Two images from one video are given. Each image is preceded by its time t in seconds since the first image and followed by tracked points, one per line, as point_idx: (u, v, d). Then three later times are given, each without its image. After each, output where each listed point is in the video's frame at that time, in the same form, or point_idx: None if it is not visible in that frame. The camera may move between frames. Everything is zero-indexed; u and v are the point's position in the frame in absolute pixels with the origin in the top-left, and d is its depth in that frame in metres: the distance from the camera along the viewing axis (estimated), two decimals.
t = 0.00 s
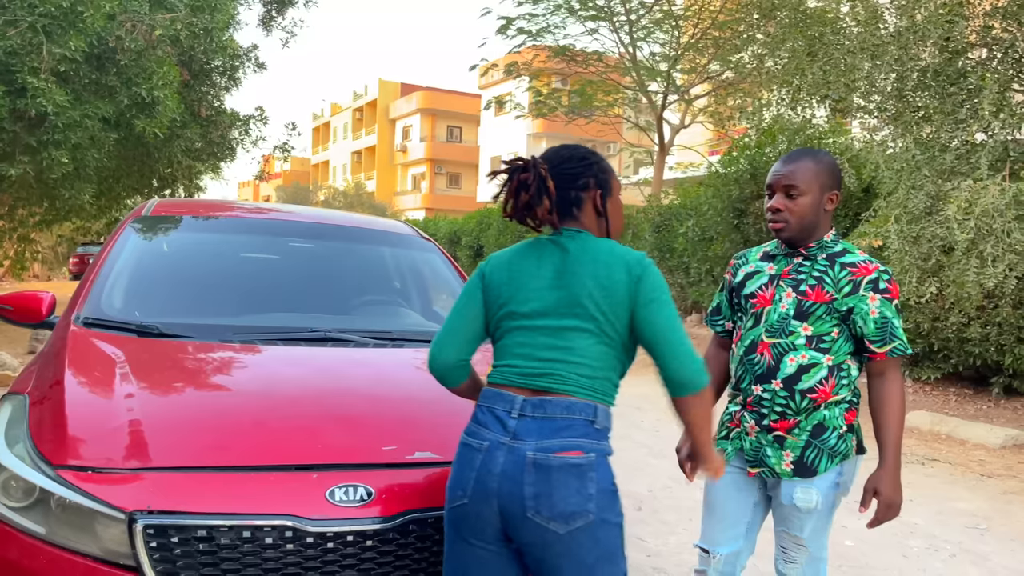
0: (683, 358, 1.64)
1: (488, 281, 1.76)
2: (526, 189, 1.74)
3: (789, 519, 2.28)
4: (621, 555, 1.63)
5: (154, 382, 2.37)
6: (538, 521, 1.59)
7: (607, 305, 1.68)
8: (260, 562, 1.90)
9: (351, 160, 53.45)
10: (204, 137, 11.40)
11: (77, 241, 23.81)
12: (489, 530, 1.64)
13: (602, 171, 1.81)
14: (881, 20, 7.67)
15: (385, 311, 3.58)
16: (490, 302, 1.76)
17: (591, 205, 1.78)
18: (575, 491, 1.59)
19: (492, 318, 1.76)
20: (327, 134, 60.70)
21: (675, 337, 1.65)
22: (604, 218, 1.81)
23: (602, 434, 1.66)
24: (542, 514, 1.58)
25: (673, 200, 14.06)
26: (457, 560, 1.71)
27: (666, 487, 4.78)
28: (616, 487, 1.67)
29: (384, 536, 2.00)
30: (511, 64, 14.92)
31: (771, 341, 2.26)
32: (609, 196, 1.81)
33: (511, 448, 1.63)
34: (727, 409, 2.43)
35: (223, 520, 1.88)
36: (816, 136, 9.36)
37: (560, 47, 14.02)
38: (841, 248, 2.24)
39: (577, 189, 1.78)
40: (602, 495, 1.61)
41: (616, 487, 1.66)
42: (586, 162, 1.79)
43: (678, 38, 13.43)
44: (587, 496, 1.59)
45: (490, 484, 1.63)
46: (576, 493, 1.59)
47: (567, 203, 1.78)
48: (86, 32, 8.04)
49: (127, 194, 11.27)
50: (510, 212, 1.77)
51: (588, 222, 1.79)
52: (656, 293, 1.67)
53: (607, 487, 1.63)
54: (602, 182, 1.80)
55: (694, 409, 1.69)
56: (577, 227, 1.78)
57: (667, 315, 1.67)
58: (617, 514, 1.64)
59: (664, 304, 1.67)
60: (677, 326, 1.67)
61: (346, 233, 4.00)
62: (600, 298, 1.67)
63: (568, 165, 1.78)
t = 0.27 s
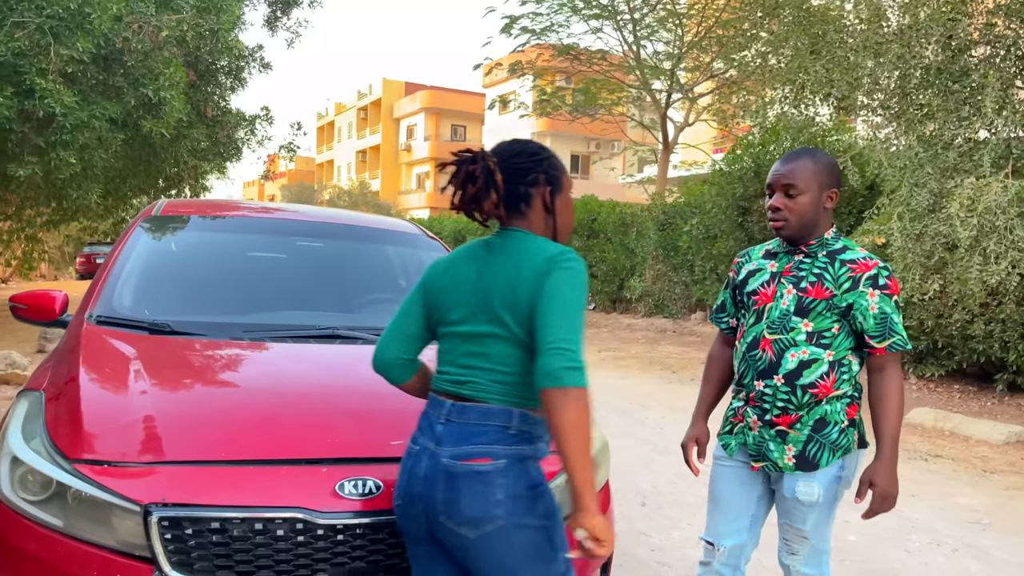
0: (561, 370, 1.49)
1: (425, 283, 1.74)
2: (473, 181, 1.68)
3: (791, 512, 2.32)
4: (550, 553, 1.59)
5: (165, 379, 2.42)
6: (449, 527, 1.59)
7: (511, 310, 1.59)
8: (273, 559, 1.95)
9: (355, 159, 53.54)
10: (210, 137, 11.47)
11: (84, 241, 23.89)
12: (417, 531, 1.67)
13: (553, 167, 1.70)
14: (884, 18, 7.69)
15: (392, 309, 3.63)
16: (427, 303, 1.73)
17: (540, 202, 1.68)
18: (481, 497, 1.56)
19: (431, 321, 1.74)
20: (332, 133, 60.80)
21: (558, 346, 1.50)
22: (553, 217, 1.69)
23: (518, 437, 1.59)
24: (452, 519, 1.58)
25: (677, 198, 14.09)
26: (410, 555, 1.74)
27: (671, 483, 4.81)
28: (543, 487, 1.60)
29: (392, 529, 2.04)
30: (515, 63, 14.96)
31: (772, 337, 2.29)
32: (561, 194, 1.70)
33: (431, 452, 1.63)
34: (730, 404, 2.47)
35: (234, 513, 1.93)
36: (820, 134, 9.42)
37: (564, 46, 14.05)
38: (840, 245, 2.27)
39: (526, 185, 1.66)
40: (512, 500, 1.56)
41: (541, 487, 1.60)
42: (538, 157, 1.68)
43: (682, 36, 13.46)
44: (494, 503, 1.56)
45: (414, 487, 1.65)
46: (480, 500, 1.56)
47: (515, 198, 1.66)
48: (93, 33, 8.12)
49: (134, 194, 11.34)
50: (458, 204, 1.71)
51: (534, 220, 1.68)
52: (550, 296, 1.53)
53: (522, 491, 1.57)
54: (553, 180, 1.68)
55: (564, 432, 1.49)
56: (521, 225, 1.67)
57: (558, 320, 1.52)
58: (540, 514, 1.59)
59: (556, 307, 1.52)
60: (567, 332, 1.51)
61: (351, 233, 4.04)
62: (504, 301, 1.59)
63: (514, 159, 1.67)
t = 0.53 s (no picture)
0: (453, 358, 1.45)
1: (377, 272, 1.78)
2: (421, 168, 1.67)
3: (798, 510, 2.34)
4: (464, 544, 1.59)
5: (178, 378, 2.46)
6: (366, 515, 1.64)
7: (426, 298, 1.58)
8: (287, 558, 1.98)
9: (365, 159, 53.68)
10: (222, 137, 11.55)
11: (97, 242, 24.07)
12: (351, 519, 1.73)
13: (508, 156, 1.68)
14: (893, 15, 7.66)
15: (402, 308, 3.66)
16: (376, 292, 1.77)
17: (490, 192, 1.66)
18: (389, 487, 1.60)
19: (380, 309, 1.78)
20: (342, 133, 60.98)
21: (451, 333, 1.47)
22: (503, 207, 1.68)
23: (428, 426, 1.60)
24: (367, 506, 1.64)
25: (686, 196, 14.08)
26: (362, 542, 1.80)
27: (679, 481, 4.82)
28: (455, 477, 1.60)
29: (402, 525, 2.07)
30: (524, 61, 14.97)
31: (779, 336, 2.31)
32: (513, 184, 1.69)
33: (358, 442, 1.69)
34: (739, 402, 2.49)
35: (248, 509, 1.96)
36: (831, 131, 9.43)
37: (573, 45, 14.06)
38: (846, 244, 2.28)
39: (477, 174, 1.66)
40: (417, 490, 1.58)
41: (453, 476, 1.60)
42: (492, 146, 1.67)
43: (691, 34, 13.44)
44: (400, 492, 1.59)
45: (346, 474, 1.71)
46: (387, 490, 1.60)
47: (465, 188, 1.66)
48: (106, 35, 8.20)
49: (147, 195, 11.43)
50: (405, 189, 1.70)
51: (481, 210, 1.67)
52: (450, 282, 1.51)
53: (429, 481, 1.59)
54: (505, 171, 1.67)
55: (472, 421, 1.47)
56: (470, 216, 1.66)
57: (457, 306, 1.48)
58: (451, 505, 1.59)
59: (456, 294, 1.49)
60: (463, 319, 1.47)
61: (360, 232, 4.06)
62: (420, 290, 1.58)
63: (466, 147, 1.67)
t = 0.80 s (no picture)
0: (414, 372, 1.40)
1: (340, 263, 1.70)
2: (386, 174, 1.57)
3: (803, 508, 2.33)
4: (382, 551, 1.51)
5: (186, 377, 2.47)
6: (292, 506, 1.59)
7: (382, 299, 1.50)
8: (290, 558, 1.98)
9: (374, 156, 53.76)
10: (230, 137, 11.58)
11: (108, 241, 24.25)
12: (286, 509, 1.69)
13: (475, 156, 1.61)
14: (902, 8, 7.60)
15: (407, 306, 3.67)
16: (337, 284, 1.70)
17: (459, 195, 1.59)
18: (312, 482, 1.54)
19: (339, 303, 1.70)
20: (350, 131, 61.09)
21: (410, 345, 1.40)
22: (474, 210, 1.61)
23: (358, 423, 1.52)
24: (292, 498, 1.58)
25: (695, 191, 14.03)
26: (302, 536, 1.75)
27: (687, 478, 4.81)
28: (382, 479, 1.52)
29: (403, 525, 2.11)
30: (531, 58, 14.94)
31: (783, 334, 2.30)
32: (482, 186, 1.61)
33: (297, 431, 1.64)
34: (742, 401, 2.47)
35: (250, 509, 1.96)
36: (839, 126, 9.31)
37: (580, 41, 14.02)
38: (850, 240, 2.26)
39: (446, 177, 1.58)
40: (338, 489, 1.51)
41: (379, 478, 1.52)
42: (459, 145, 1.59)
43: (699, 29, 13.38)
44: (320, 488, 1.53)
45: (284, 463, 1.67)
46: (309, 484, 1.54)
47: (434, 191, 1.58)
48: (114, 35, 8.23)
49: (156, 194, 11.48)
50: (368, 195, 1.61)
51: (451, 215, 1.59)
52: (407, 288, 1.42)
53: (351, 481, 1.51)
54: (474, 172, 1.60)
55: (442, 411, 1.46)
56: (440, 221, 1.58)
57: (415, 316, 1.41)
58: (372, 508, 1.51)
59: (413, 302, 1.41)
60: (421, 330, 1.40)
61: (365, 232, 4.06)
62: (375, 291, 1.50)
63: (432, 149, 1.58)
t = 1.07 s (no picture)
0: (349, 363, 1.33)
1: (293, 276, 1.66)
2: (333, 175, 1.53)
3: (811, 509, 2.28)
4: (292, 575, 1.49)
5: (195, 377, 2.46)
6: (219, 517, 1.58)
7: (325, 299, 1.44)
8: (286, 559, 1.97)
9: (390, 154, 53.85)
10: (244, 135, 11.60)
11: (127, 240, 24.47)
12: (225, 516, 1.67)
13: (428, 157, 1.57)
14: None
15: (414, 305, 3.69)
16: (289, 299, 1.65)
17: (413, 198, 1.56)
18: (237, 493, 1.51)
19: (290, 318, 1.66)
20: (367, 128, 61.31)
21: (347, 337, 1.34)
22: (427, 212, 1.58)
23: (286, 437, 1.48)
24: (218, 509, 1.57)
25: (710, 186, 13.92)
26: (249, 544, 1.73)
27: (699, 477, 4.76)
28: (303, 501, 1.48)
29: (405, 525, 2.11)
30: (545, 54, 14.89)
31: (790, 332, 2.26)
32: (436, 187, 1.58)
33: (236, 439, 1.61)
34: (749, 400, 2.44)
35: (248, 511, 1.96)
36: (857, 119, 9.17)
37: (594, 36, 13.94)
38: (859, 235, 2.21)
39: (398, 178, 1.55)
40: (257, 505, 1.49)
41: (301, 500, 1.48)
42: (411, 146, 1.56)
43: (714, 23, 13.26)
44: (242, 501, 1.50)
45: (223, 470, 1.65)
46: (232, 496, 1.52)
47: (384, 193, 1.54)
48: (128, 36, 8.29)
49: (173, 193, 11.55)
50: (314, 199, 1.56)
51: (405, 217, 1.56)
52: (349, 282, 1.37)
53: (274, 498, 1.48)
54: (428, 174, 1.57)
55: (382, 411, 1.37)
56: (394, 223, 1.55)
57: (353, 308, 1.35)
58: (290, 530, 1.48)
59: (352, 297, 1.35)
60: (357, 322, 1.34)
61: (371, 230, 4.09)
62: (318, 291, 1.45)
63: (381, 150, 1.55)
